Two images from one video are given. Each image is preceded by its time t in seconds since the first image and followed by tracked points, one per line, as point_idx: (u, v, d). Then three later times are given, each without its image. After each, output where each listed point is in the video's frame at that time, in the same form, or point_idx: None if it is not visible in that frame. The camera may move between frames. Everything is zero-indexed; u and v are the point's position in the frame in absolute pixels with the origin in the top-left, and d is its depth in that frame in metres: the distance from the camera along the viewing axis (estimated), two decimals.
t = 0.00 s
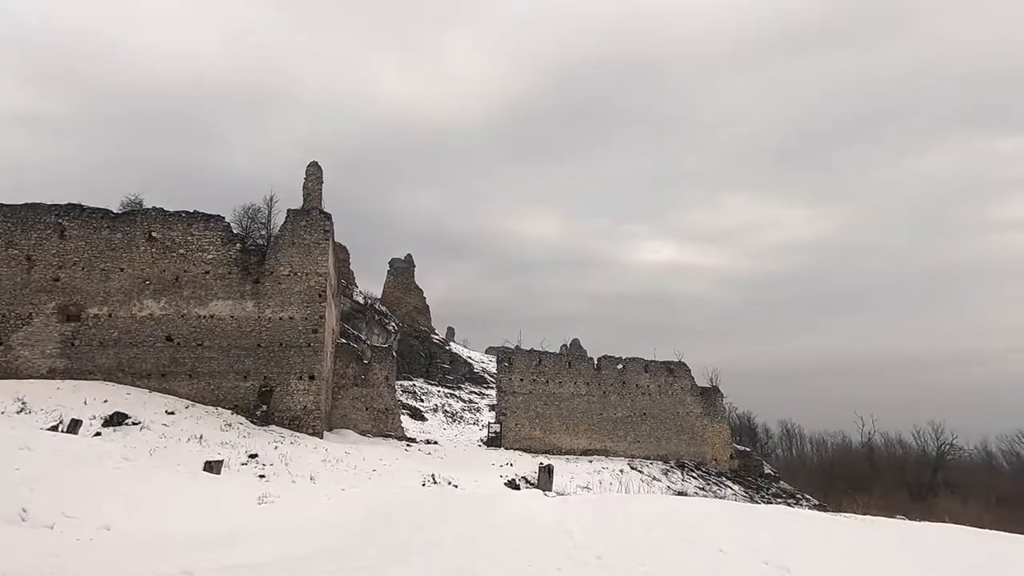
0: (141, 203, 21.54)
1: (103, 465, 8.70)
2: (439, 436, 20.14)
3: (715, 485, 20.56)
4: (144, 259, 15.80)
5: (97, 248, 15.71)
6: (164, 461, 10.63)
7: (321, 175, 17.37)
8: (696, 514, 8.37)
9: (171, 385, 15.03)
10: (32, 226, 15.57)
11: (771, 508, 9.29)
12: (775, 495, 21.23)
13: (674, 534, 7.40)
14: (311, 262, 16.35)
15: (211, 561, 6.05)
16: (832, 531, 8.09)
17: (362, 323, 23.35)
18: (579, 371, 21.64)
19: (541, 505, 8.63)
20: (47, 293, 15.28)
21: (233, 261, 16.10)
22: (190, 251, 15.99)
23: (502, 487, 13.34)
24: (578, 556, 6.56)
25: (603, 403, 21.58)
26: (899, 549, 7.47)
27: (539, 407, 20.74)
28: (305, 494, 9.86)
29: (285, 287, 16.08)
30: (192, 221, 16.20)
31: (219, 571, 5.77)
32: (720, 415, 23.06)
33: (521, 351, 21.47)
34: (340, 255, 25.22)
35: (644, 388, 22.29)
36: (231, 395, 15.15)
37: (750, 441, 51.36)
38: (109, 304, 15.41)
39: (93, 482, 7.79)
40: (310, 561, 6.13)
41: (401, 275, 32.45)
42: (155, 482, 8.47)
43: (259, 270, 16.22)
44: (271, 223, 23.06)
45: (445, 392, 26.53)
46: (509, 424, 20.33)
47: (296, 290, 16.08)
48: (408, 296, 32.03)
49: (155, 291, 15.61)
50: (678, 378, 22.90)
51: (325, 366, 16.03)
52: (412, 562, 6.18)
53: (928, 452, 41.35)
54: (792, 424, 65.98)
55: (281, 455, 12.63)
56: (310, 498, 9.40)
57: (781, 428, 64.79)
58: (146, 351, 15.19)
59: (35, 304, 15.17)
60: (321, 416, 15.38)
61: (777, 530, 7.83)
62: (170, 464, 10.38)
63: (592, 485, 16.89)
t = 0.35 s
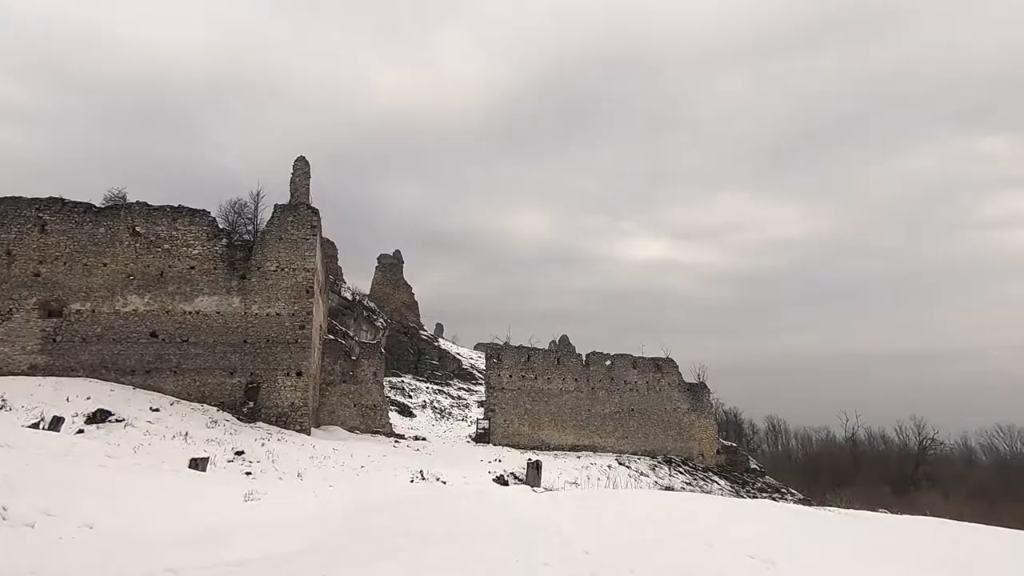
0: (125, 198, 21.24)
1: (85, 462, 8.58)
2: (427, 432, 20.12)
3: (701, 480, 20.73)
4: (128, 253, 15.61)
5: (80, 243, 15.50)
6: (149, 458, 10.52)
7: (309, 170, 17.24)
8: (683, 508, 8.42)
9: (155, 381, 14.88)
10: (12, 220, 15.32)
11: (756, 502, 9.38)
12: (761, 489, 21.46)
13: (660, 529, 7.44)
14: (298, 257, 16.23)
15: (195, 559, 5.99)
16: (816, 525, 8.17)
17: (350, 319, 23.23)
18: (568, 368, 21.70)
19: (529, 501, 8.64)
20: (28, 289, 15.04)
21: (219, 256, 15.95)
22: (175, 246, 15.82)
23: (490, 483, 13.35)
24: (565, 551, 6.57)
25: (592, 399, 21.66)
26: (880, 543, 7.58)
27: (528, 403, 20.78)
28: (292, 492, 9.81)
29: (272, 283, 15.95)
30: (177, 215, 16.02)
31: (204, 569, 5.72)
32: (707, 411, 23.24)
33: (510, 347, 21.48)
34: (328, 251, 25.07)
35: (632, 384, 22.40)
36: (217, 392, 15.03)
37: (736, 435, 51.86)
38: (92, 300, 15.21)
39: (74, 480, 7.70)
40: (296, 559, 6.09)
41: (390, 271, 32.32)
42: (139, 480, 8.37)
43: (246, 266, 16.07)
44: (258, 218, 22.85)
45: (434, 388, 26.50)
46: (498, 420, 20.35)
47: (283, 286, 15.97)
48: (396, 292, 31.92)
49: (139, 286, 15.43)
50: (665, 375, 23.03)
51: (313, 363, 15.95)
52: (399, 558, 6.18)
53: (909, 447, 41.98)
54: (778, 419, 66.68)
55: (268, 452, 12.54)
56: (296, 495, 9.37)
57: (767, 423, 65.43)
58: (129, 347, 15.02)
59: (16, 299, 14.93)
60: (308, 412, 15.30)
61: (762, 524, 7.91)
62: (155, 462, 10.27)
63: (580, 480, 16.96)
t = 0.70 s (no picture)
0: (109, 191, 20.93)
1: (69, 460, 8.47)
2: (416, 428, 20.11)
3: (689, 474, 20.89)
4: (112, 247, 15.41)
5: (62, 237, 15.27)
6: (135, 455, 10.42)
7: (297, 164, 17.10)
8: (670, 502, 8.49)
9: (140, 377, 14.72)
10: None
11: (741, 496, 9.48)
12: (747, 483, 21.67)
13: (648, 523, 7.49)
14: (286, 252, 16.11)
15: (181, 557, 5.95)
16: (801, 518, 8.25)
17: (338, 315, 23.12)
18: (557, 363, 21.75)
19: (517, 496, 8.68)
20: (9, 283, 14.81)
21: (205, 251, 15.79)
22: (160, 241, 15.64)
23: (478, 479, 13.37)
24: (554, 546, 6.61)
25: (580, 394, 21.73)
26: (863, 535, 7.68)
27: (517, 399, 20.80)
28: (280, 488, 9.76)
29: (259, 278, 15.82)
30: (162, 209, 15.83)
31: (190, 566, 5.68)
32: (695, 406, 23.40)
33: (498, 343, 21.49)
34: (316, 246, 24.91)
35: (620, 379, 22.49)
36: (203, 388, 14.90)
37: (723, 430, 52.30)
38: (75, 295, 15.00)
39: (57, 477, 7.62)
40: (283, 555, 6.07)
41: (378, 267, 32.18)
42: (125, 477, 8.29)
43: (233, 260, 15.93)
44: (244, 213, 22.62)
45: (422, 384, 26.47)
46: (487, 416, 20.38)
47: (270, 281, 15.85)
48: (385, 288, 31.79)
49: (123, 281, 15.24)
50: (654, 370, 23.15)
51: (301, 358, 15.85)
52: (387, 554, 6.17)
53: (892, 441, 42.58)
54: (764, 414, 67.35)
55: (255, 448, 12.47)
56: (284, 491, 9.34)
57: (753, 418, 66.03)
58: (114, 342, 14.84)
59: None
60: (296, 408, 15.21)
61: (745, 517, 8.00)
62: (141, 458, 10.17)
63: (569, 475, 17.03)
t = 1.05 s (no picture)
0: (92, 184, 20.65)
1: (53, 457, 8.38)
2: (405, 423, 20.08)
3: (677, 468, 21.05)
4: (96, 242, 15.21)
5: (45, 231, 15.06)
6: (121, 452, 10.32)
7: (284, 158, 16.96)
8: (659, 496, 8.55)
9: (125, 373, 14.56)
10: None
11: (728, 490, 9.58)
12: (734, 477, 21.87)
13: (636, 516, 7.55)
14: (273, 247, 15.98)
15: (168, 554, 5.92)
16: (786, 511, 8.35)
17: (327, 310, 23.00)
18: (547, 359, 21.79)
19: (506, 491, 8.72)
20: None
21: (191, 245, 15.63)
22: (145, 235, 15.46)
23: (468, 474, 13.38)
24: (543, 540, 6.65)
25: (570, 389, 21.80)
26: (849, 527, 7.78)
27: (507, 394, 20.82)
28: (268, 484, 9.72)
29: (247, 273, 15.69)
30: (147, 203, 15.65)
31: (177, 563, 5.66)
32: (683, 400, 23.56)
33: (488, 338, 21.48)
34: (305, 241, 24.75)
35: (610, 374, 22.58)
36: (190, 384, 14.77)
37: (711, 425, 52.71)
38: (58, 290, 14.80)
39: (41, 474, 7.52)
40: (272, 551, 6.07)
41: (367, 262, 32.04)
42: (110, 474, 8.22)
43: (219, 255, 15.79)
44: (232, 207, 22.42)
45: (412, 379, 26.43)
46: (476, 411, 20.39)
47: (258, 276, 15.72)
48: (374, 283, 31.67)
49: (108, 276, 15.06)
50: (642, 365, 23.26)
51: (289, 354, 15.75)
52: (376, 550, 6.16)
53: (876, 434, 43.14)
54: (751, 409, 67.96)
55: (243, 444, 12.40)
56: (273, 488, 9.29)
57: (741, 412, 66.64)
58: (98, 338, 14.67)
59: None
60: (285, 404, 15.13)
61: (732, 511, 8.09)
62: (126, 455, 10.08)
63: (558, 470, 17.10)
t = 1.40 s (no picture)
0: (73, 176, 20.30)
1: (35, 452, 8.27)
2: (393, 417, 20.05)
3: (664, 461, 21.21)
4: (77, 234, 14.98)
5: (24, 223, 14.80)
6: (104, 447, 10.21)
7: (270, 150, 16.79)
8: (645, 488, 8.63)
9: (108, 368, 14.39)
10: None
11: (713, 482, 9.67)
12: (720, 469, 22.09)
13: (621, 509, 7.61)
14: (259, 240, 15.84)
15: (153, 549, 5.88)
16: (769, 502, 8.44)
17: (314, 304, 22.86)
18: (535, 353, 21.84)
19: (494, 484, 8.74)
20: None
21: (175, 238, 15.45)
22: (128, 228, 15.25)
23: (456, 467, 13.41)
24: (530, 532, 6.69)
25: (558, 383, 21.86)
26: (831, 518, 7.90)
27: (495, 388, 20.85)
28: (255, 478, 9.67)
29: (232, 267, 15.55)
30: (129, 195, 15.43)
31: (162, 559, 5.62)
32: (670, 394, 23.73)
33: (476, 332, 21.48)
34: (291, 234, 24.55)
35: (597, 368, 22.68)
36: (175, 378, 14.63)
37: (698, 418, 53.20)
38: (39, 284, 14.57)
39: (22, 470, 7.43)
40: (258, 545, 6.05)
41: (355, 256, 31.85)
42: (93, 469, 8.13)
43: (204, 248, 15.61)
44: (217, 200, 22.17)
45: (400, 373, 26.38)
46: (464, 405, 20.39)
47: (243, 270, 15.58)
48: (361, 277, 31.52)
49: (90, 269, 14.85)
50: (630, 359, 23.38)
51: (275, 348, 15.64)
52: (363, 543, 6.16)
53: (858, 427, 43.80)
54: (737, 402, 68.63)
55: (229, 439, 12.31)
56: (259, 482, 9.26)
57: (727, 406, 67.28)
58: (80, 332, 14.48)
59: None
60: (271, 399, 15.03)
61: (717, 502, 8.16)
62: (110, 450, 9.97)
63: (545, 463, 17.17)
